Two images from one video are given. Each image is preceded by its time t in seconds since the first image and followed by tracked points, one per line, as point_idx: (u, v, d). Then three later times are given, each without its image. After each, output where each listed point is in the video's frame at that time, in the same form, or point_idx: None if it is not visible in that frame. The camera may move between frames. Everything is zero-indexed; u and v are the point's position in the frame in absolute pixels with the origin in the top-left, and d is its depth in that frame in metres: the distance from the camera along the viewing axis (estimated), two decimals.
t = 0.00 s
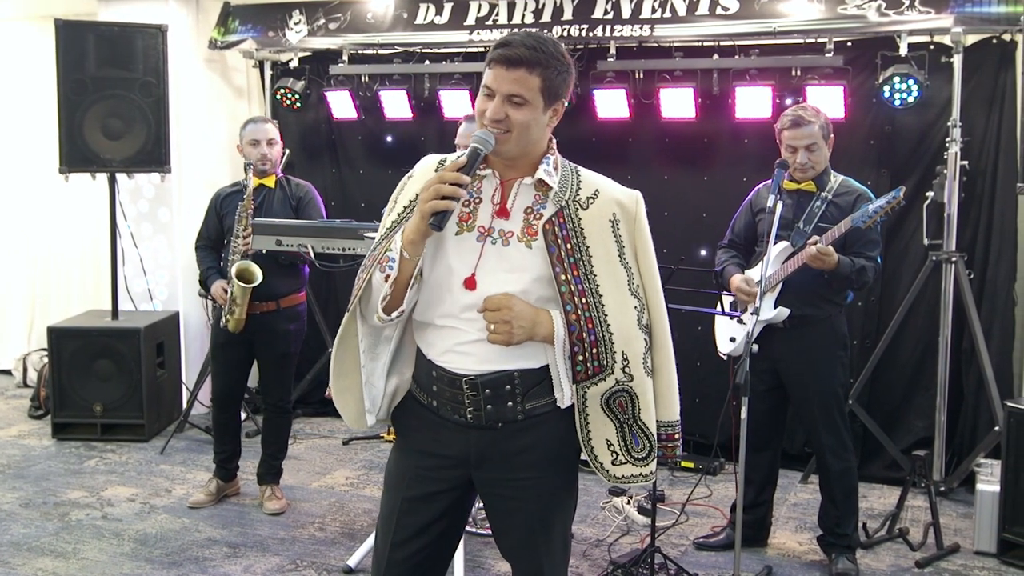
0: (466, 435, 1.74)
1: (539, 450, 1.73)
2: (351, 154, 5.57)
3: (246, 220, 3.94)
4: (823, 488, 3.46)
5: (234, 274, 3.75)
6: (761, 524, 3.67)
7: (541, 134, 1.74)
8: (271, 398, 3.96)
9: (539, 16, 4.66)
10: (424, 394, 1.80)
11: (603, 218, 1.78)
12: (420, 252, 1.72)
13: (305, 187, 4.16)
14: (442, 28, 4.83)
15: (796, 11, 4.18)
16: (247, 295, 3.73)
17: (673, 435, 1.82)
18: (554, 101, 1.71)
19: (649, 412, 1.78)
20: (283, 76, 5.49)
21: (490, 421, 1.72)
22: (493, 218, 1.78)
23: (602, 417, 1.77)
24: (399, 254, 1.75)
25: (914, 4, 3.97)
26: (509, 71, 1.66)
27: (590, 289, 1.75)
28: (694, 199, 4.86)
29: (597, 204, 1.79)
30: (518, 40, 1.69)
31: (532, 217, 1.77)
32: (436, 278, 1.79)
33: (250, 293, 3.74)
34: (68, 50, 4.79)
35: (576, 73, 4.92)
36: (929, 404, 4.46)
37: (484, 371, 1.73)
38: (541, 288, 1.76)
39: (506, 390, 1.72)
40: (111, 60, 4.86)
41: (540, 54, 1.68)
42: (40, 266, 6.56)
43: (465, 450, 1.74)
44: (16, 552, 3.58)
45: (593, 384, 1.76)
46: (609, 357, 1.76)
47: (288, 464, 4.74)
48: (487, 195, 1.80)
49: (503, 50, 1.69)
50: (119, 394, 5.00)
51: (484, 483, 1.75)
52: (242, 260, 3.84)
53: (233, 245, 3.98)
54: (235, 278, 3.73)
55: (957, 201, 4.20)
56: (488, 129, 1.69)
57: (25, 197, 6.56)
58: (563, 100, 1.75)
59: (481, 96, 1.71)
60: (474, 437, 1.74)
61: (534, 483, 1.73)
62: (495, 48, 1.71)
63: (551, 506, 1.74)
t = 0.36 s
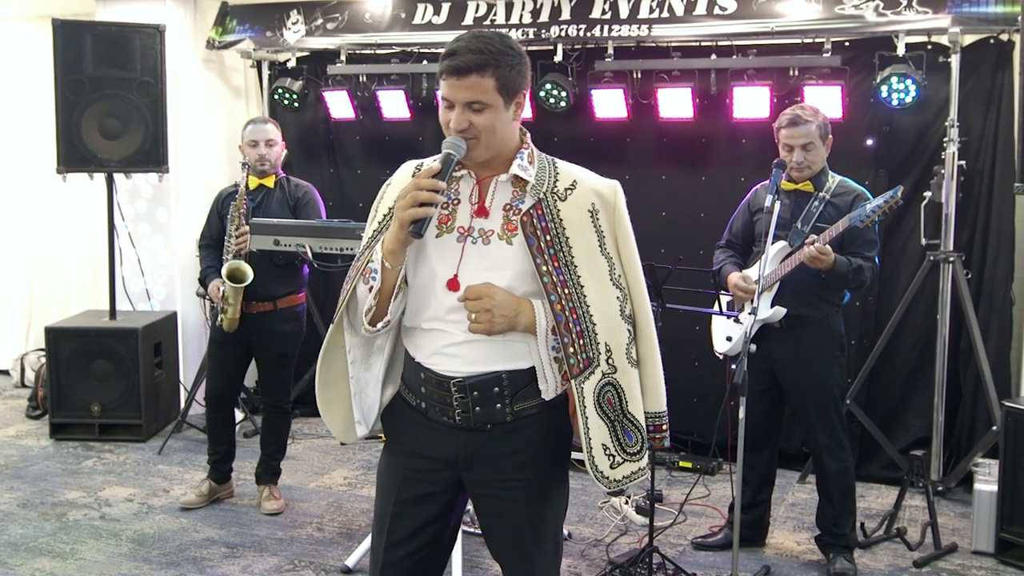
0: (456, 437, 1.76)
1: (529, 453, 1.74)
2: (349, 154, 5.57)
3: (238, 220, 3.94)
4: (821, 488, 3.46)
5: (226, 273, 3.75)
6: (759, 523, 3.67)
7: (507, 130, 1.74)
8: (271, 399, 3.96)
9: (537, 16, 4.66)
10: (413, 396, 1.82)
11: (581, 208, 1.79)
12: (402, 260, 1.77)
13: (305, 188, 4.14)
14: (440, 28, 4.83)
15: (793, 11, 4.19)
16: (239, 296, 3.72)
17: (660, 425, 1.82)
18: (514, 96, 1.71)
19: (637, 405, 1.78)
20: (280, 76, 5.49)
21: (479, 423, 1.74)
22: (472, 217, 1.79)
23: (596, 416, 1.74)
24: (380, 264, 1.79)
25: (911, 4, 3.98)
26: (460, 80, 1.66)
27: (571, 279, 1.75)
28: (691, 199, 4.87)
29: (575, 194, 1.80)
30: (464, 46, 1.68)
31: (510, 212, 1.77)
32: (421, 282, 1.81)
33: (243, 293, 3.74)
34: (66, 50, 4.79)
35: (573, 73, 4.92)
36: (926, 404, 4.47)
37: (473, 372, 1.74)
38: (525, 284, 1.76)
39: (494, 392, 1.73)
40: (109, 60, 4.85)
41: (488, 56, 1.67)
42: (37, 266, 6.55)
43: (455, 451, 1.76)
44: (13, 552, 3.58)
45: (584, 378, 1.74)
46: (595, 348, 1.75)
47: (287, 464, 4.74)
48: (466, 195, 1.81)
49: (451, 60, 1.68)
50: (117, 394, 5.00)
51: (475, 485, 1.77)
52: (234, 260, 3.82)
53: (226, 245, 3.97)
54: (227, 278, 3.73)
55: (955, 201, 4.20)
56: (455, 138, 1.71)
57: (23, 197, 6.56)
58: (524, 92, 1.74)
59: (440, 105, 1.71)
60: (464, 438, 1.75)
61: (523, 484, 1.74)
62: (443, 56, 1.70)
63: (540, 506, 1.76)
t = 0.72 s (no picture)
0: (455, 439, 1.76)
1: (527, 452, 1.75)
2: (349, 154, 5.57)
3: (231, 220, 3.97)
4: (820, 488, 3.46)
5: (219, 273, 3.76)
6: (759, 524, 3.66)
7: (475, 142, 1.73)
8: (268, 399, 3.97)
9: (537, 16, 4.65)
10: (412, 398, 1.82)
11: (561, 206, 1.77)
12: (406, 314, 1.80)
13: (297, 188, 4.13)
14: (440, 28, 4.83)
15: (793, 11, 4.19)
16: (232, 297, 3.75)
17: (665, 413, 1.82)
18: (473, 107, 1.69)
19: (634, 397, 1.77)
20: (280, 76, 5.49)
21: (476, 426, 1.74)
22: (454, 226, 1.79)
23: (588, 410, 1.75)
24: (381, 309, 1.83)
25: (911, 5, 3.98)
26: (414, 105, 1.66)
27: (556, 281, 1.74)
28: (691, 200, 4.87)
29: (556, 193, 1.78)
30: (413, 66, 1.68)
31: (492, 217, 1.77)
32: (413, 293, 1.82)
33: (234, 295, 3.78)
34: (66, 50, 4.79)
35: (573, 74, 4.92)
36: (926, 404, 4.46)
37: (469, 378, 1.74)
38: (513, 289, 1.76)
39: (490, 396, 1.73)
40: (109, 60, 4.85)
41: (438, 73, 1.66)
42: (37, 266, 6.55)
43: (453, 453, 1.76)
44: (13, 552, 3.58)
45: (573, 377, 1.74)
46: (585, 346, 1.75)
47: (287, 464, 4.74)
48: (447, 203, 1.83)
49: (402, 83, 1.68)
50: (117, 395, 4.99)
51: (475, 485, 1.77)
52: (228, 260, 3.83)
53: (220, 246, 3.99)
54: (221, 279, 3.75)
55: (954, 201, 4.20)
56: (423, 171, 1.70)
57: (23, 197, 6.56)
58: (485, 99, 1.72)
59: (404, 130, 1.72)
60: (462, 441, 1.76)
61: (521, 484, 1.74)
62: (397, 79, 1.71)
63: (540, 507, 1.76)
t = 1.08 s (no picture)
0: (454, 440, 1.77)
1: (525, 453, 1.75)
2: (349, 155, 5.57)
3: (220, 219, 3.95)
4: (820, 488, 3.46)
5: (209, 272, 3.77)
6: (759, 524, 3.66)
7: (462, 149, 1.73)
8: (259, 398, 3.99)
9: (538, 17, 4.65)
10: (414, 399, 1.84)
11: (552, 207, 1.76)
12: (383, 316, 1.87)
13: (276, 187, 4.15)
14: (440, 29, 4.84)
15: (794, 11, 4.19)
16: (220, 295, 3.72)
17: (666, 414, 1.80)
18: (457, 116, 1.69)
19: (634, 398, 1.76)
20: (280, 77, 5.49)
21: (475, 428, 1.75)
22: (447, 229, 1.80)
23: (589, 413, 1.74)
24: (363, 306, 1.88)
25: (911, 5, 3.98)
26: (397, 117, 1.67)
27: (548, 283, 1.73)
28: (691, 200, 4.87)
29: (547, 193, 1.77)
30: (394, 77, 1.68)
31: (483, 219, 1.77)
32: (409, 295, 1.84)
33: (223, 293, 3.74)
34: (67, 50, 4.80)
35: (573, 74, 4.92)
36: (927, 404, 4.46)
37: (466, 380, 1.75)
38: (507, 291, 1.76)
39: (488, 398, 1.74)
40: (109, 60, 4.85)
41: (419, 84, 1.66)
42: (37, 266, 6.55)
43: (452, 455, 1.77)
44: (14, 553, 3.58)
45: (571, 380, 1.73)
46: (581, 348, 1.74)
47: (287, 464, 4.74)
48: (440, 206, 1.83)
49: (384, 97, 1.68)
50: (117, 395, 5.00)
51: (475, 486, 1.77)
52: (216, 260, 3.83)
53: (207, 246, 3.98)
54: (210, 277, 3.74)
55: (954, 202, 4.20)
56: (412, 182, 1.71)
57: (23, 197, 6.56)
58: (470, 105, 1.72)
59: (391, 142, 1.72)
60: (462, 442, 1.76)
61: (521, 484, 1.75)
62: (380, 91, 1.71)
63: (541, 507, 1.76)
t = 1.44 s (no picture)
0: (453, 439, 1.77)
1: (523, 453, 1.75)
2: (351, 155, 5.57)
3: (208, 220, 3.94)
4: (821, 488, 3.46)
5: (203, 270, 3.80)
6: (761, 524, 3.66)
7: (486, 134, 1.74)
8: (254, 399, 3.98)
9: (539, 16, 4.65)
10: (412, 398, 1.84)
11: (564, 207, 1.75)
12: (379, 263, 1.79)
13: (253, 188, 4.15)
14: (442, 29, 4.84)
15: (795, 12, 4.18)
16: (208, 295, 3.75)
17: (651, 428, 1.78)
18: (487, 99, 1.70)
19: (625, 407, 1.74)
20: (282, 77, 5.49)
21: (475, 427, 1.75)
22: (456, 218, 1.80)
23: (578, 418, 1.73)
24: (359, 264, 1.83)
25: (913, 5, 3.98)
26: (427, 91, 1.68)
27: (552, 281, 1.73)
28: (692, 200, 4.87)
29: (559, 194, 1.77)
30: (429, 54, 1.69)
31: (493, 213, 1.77)
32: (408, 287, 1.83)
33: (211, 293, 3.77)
34: (69, 50, 4.80)
35: (575, 74, 4.92)
36: (929, 406, 4.46)
37: (465, 379, 1.75)
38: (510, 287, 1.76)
39: (486, 398, 1.74)
40: (110, 61, 4.85)
41: (453, 62, 1.67)
42: (38, 266, 6.55)
43: (452, 454, 1.77)
44: (15, 552, 3.58)
45: (564, 382, 1.72)
46: (577, 351, 1.73)
47: (288, 464, 4.74)
48: (451, 195, 1.83)
49: (417, 73, 1.70)
50: (119, 395, 5.00)
51: (474, 485, 1.78)
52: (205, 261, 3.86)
53: (194, 247, 3.99)
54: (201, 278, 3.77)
55: (956, 202, 4.19)
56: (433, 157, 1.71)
57: (24, 197, 6.56)
58: (497, 93, 1.73)
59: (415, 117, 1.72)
60: (461, 441, 1.76)
61: (519, 484, 1.74)
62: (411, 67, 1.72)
63: (540, 507, 1.76)
